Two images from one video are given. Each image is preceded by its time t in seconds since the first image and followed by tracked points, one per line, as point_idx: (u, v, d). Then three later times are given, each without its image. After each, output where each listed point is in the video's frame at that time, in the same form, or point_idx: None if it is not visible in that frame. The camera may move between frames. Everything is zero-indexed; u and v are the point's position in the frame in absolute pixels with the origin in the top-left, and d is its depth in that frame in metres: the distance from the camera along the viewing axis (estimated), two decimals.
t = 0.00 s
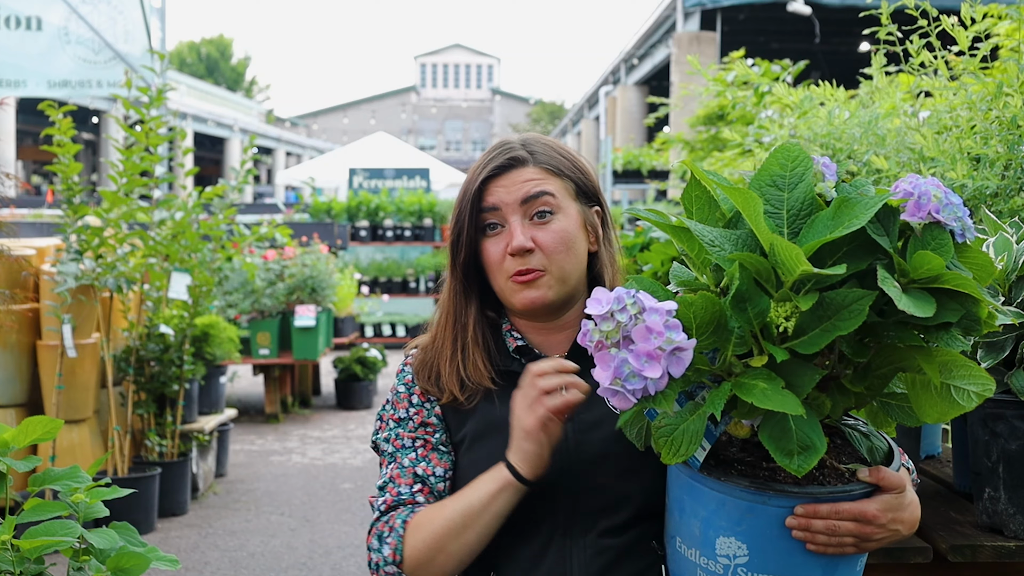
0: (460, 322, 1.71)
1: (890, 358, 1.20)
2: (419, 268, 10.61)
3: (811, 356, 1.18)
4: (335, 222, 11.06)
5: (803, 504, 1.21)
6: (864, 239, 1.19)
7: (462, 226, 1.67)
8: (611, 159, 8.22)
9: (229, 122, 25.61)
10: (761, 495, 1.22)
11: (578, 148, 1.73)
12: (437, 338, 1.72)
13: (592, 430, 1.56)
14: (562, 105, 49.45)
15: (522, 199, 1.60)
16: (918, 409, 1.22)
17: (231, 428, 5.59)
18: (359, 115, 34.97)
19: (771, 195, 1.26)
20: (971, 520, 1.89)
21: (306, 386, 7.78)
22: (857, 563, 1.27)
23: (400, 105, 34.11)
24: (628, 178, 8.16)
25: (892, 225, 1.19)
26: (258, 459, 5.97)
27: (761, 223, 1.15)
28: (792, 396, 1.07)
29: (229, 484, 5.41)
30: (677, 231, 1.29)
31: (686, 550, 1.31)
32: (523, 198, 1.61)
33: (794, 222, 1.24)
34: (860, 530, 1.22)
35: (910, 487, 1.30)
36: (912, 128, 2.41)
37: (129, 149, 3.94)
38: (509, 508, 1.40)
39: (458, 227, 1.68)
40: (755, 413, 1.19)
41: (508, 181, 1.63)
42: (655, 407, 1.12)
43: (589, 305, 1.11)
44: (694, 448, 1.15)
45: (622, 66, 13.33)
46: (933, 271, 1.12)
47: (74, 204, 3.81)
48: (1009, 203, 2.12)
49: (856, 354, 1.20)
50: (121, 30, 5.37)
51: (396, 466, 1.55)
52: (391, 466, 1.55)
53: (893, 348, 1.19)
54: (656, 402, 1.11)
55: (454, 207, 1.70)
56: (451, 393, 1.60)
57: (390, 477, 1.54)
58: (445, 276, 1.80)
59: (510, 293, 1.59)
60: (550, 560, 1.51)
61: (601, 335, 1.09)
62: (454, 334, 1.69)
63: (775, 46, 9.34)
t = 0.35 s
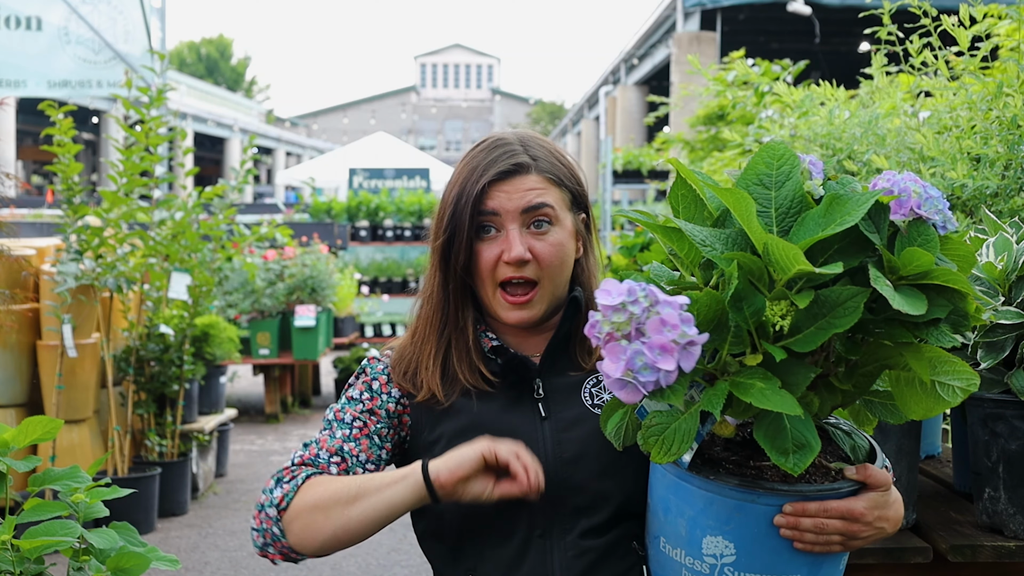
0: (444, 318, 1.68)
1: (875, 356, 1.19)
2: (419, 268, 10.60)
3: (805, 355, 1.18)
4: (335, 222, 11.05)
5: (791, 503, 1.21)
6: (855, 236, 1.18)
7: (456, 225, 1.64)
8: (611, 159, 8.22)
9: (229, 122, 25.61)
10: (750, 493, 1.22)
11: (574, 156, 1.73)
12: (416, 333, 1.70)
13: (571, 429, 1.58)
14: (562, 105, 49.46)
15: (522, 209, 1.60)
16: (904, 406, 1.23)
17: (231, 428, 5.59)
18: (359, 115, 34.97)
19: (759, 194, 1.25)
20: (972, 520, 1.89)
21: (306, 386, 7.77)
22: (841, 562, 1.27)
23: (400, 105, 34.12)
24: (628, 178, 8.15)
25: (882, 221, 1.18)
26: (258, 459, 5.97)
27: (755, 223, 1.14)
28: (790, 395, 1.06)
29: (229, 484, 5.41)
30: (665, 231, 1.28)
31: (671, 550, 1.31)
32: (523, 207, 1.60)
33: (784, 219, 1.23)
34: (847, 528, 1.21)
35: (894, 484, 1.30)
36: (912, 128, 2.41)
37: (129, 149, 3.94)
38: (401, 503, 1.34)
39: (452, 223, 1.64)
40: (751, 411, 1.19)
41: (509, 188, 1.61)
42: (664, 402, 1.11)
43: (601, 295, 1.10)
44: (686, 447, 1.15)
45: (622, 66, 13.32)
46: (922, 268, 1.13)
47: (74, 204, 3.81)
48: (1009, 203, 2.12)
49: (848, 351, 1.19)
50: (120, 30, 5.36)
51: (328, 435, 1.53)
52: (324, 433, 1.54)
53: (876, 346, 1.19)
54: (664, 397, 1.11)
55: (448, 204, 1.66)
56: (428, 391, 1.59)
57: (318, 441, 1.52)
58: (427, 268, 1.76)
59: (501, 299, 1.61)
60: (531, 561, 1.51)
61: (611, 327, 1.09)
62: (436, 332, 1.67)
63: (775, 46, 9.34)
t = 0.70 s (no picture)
0: (435, 320, 1.72)
1: (877, 363, 1.20)
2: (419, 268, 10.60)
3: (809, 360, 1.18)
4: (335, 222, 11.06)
5: (789, 509, 1.21)
6: (866, 244, 1.18)
7: (441, 223, 1.65)
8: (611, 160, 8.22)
9: (229, 122, 25.61)
10: (748, 499, 1.22)
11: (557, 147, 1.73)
12: (408, 333, 1.74)
13: (562, 431, 1.58)
14: (562, 105, 49.47)
15: (505, 202, 1.60)
16: (901, 415, 1.22)
17: (231, 428, 5.59)
18: (359, 115, 34.96)
19: (769, 197, 1.25)
20: (972, 520, 1.89)
21: (306, 386, 7.77)
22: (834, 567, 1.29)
23: (400, 105, 34.14)
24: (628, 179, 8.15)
25: (894, 230, 1.18)
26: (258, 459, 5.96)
27: (767, 227, 1.14)
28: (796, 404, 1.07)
29: (229, 483, 5.41)
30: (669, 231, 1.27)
31: (664, 554, 1.30)
32: (506, 199, 1.60)
33: (794, 224, 1.23)
34: (843, 535, 1.22)
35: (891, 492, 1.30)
36: (912, 128, 2.41)
37: (129, 149, 3.94)
38: (351, 437, 1.38)
39: (436, 222, 1.65)
40: (755, 416, 1.18)
41: (491, 182, 1.62)
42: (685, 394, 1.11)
43: (623, 287, 1.11)
44: (687, 451, 1.15)
45: (622, 66, 13.33)
46: (931, 280, 1.13)
47: (74, 204, 3.81)
48: (1009, 203, 2.12)
49: (853, 357, 1.20)
50: (121, 30, 5.36)
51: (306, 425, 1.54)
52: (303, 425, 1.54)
53: (879, 354, 1.19)
54: (684, 391, 1.11)
55: (432, 203, 1.67)
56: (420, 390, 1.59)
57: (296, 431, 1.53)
58: (417, 272, 1.77)
59: (488, 294, 1.60)
60: (520, 561, 1.50)
61: (636, 317, 1.10)
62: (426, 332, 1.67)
63: (775, 46, 9.34)
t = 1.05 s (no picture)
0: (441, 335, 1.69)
1: (895, 369, 1.19)
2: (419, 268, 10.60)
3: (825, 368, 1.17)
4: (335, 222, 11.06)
5: (805, 517, 1.21)
6: (882, 249, 1.17)
7: (445, 235, 1.65)
8: (611, 160, 8.22)
9: (229, 123, 25.61)
10: (763, 507, 1.22)
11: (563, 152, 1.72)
12: (419, 338, 1.70)
13: (574, 436, 1.58)
14: (562, 106, 49.46)
15: (508, 214, 1.60)
16: (921, 421, 1.22)
17: (231, 428, 5.59)
18: (359, 115, 34.95)
19: (785, 200, 1.24)
20: (971, 520, 1.89)
21: (306, 385, 7.77)
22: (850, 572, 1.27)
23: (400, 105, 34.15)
24: (628, 179, 8.15)
25: (911, 234, 1.17)
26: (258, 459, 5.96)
27: (781, 231, 1.13)
28: (811, 409, 1.06)
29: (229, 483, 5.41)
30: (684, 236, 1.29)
31: (678, 560, 1.30)
32: (509, 211, 1.60)
33: (809, 228, 1.22)
34: (860, 543, 1.22)
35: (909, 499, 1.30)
36: (912, 128, 2.40)
37: (129, 149, 3.94)
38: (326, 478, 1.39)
39: (439, 233, 1.65)
40: (769, 423, 1.18)
41: (494, 194, 1.61)
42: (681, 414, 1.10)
43: (614, 305, 1.10)
44: (700, 458, 1.13)
45: (622, 66, 13.33)
46: (948, 284, 1.12)
47: (74, 204, 3.81)
48: (1009, 203, 2.11)
49: (869, 365, 1.20)
50: (121, 30, 5.36)
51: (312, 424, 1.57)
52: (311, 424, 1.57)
53: (900, 361, 1.18)
54: (680, 409, 1.09)
55: (435, 214, 1.67)
56: (430, 400, 1.60)
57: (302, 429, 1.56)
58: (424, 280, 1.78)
59: (494, 306, 1.61)
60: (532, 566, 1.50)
61: (626, 336, 1.09)
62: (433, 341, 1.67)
63: (775, 46, 9.34)
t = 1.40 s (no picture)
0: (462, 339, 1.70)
1: (917, 377, 1.18)
2: (419, 268, 10.60)
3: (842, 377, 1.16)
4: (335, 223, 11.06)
5: (824, 526, 1.20)
6: (900, 256, 1.18)
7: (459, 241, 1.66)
8: (611, 160, 8.22)
9: (229, 122, 25.62)
10: (781, 515, 1.22)
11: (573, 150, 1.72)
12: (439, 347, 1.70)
13: (595, 440, 1.58)
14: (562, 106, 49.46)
15: (519, 214, 1.60)
16: (945, 430, 1.21)
17: (231, 428, 5.59)
18: (359, 116, 34.95)
19: (803, 207, 1.24)
20: (971, 520, 1.89)
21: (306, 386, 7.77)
22: None
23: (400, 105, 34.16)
24: (628, 178, 8.14)
25: (930, 243, 1.18)
26: (258, 459, 5.96)
27: (796, 240, 1.13)
28: (825, 422, 1.05)
29: (229, 484, 5.41)
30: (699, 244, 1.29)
31: (700, 568, 1.31)
32: (519, 212, 1.61)
33: (827, 235, 1.22)
34: (882, 553, 1.22)
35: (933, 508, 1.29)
36: (912, 128, 2.40)
37: (129, 149, 3.94)
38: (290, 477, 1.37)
39: (454, 240, 1.66)
40: (783, 435, 1.18)
41: (503, 196, 1.62)
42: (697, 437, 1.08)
43: (632, 325, 1.05)
44: (716, 469, 1.12)
45: (622, 66, 13.33)
46: (970, 293, 1.11)
47: (74, 204, 3.81)
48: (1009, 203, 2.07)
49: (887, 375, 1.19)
50: (121, 30, 5.36)
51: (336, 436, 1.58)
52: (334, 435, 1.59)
53: (925, 367, 1.16)
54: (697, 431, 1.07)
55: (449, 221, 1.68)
56: (451, 409, 1.59)
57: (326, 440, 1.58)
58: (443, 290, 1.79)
59: (514, 308, 1.61)
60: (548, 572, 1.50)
61: (645, 359, 1.05)
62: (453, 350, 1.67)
63: (775, 46, 9.33)
